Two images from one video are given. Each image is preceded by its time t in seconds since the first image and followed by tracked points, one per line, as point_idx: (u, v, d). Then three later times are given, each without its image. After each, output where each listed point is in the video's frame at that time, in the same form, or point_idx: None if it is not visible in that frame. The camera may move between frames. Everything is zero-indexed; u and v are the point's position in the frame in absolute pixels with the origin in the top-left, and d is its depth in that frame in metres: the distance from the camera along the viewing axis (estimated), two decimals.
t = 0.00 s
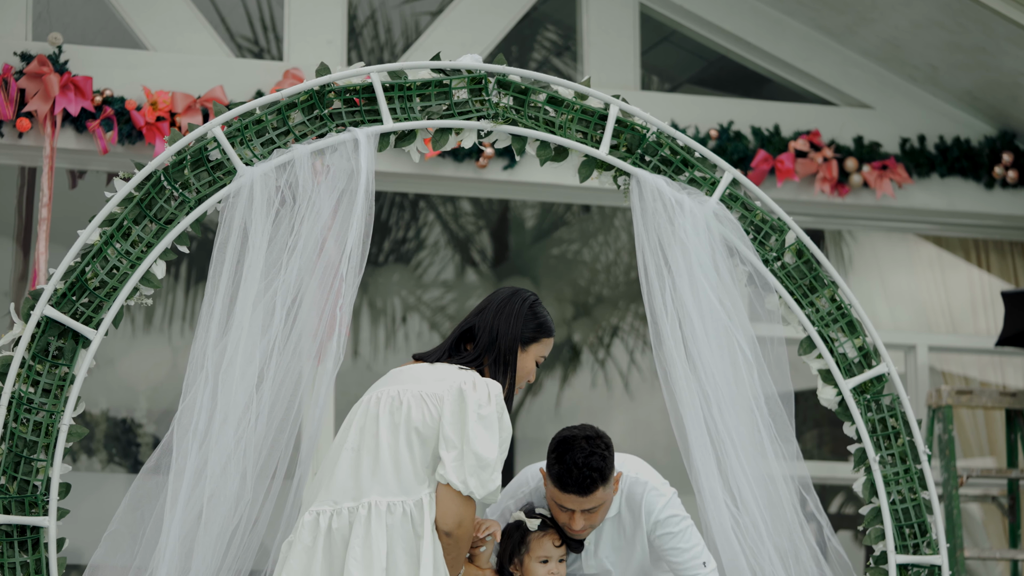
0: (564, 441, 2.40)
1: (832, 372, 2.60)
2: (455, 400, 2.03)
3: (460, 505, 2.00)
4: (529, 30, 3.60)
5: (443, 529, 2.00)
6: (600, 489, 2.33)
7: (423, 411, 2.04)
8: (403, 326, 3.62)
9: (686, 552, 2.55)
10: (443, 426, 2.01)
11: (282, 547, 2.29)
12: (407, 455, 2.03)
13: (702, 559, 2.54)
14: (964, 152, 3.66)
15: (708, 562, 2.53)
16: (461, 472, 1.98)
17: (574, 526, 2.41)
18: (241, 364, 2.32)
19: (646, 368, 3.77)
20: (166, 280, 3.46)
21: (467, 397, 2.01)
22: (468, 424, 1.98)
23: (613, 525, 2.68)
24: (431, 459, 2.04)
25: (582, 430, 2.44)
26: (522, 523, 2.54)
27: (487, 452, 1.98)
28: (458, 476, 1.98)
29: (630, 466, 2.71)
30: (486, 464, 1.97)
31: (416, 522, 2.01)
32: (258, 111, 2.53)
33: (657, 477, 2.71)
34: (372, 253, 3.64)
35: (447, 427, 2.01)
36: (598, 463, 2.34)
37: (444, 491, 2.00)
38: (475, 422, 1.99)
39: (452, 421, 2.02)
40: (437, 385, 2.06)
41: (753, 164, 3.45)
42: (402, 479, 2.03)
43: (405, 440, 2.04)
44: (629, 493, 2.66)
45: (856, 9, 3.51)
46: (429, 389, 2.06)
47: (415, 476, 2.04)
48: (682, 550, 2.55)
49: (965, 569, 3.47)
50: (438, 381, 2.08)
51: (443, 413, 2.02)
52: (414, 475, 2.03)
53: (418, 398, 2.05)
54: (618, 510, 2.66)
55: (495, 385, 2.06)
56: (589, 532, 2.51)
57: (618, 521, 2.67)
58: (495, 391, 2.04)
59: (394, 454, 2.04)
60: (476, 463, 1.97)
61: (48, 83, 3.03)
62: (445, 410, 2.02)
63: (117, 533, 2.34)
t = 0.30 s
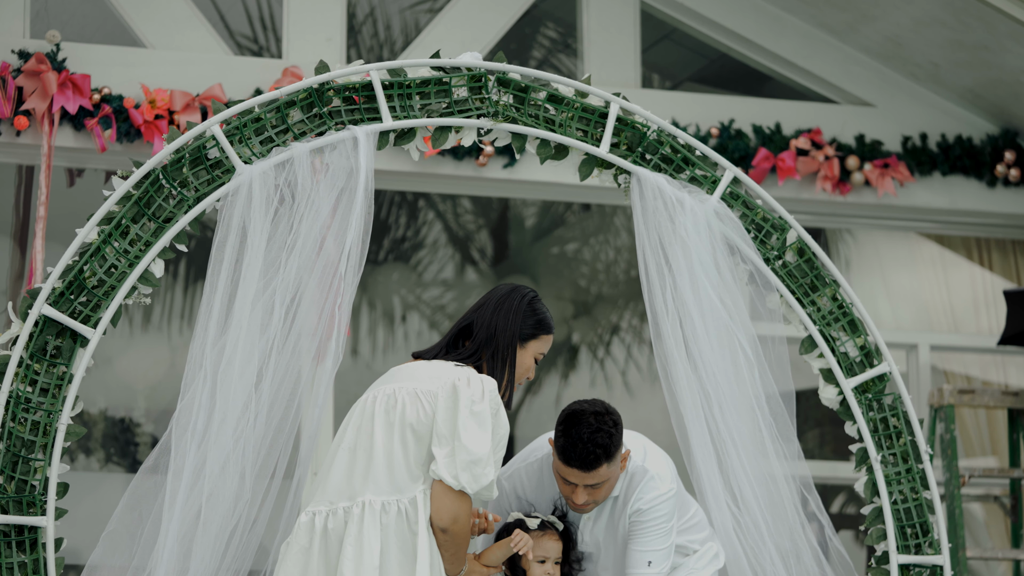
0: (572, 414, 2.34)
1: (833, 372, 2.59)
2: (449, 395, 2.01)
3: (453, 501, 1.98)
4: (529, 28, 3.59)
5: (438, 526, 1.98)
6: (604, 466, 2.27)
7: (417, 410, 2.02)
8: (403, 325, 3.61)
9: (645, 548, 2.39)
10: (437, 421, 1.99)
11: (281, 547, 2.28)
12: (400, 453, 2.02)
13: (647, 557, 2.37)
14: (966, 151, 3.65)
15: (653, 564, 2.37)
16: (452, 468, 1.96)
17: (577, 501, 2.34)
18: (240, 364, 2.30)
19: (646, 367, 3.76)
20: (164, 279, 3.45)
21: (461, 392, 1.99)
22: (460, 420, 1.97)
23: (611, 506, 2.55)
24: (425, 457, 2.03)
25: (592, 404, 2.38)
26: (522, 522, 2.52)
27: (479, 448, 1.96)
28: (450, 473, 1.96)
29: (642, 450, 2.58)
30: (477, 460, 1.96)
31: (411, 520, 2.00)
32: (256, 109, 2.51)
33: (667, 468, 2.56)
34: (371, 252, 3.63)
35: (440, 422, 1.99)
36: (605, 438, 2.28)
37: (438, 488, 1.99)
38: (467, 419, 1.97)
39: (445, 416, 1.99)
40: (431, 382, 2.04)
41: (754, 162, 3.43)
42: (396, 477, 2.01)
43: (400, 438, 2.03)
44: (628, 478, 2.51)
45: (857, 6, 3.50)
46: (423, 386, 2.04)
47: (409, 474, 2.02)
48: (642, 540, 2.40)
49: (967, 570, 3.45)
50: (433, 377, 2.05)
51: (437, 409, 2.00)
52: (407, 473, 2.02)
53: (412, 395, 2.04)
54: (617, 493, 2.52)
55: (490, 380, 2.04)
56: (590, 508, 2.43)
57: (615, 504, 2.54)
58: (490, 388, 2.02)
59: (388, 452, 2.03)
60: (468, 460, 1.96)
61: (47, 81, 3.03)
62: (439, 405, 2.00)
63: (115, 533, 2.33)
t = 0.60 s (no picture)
0: (558, 410, 2.27)
1: (836, 371, 2.57)
2: (449, 392, 1.99)
3: (454, 496, 1.96)
4: (528, 25, 3.57)
5: (439, 522, 1.97)
6: (584, 462, 2.20)
7: (417, 408, 2.01)
8: (402, 324, 3.60)
9: (624, 552, 2.24)
10: (436, 418, 1.97)
11: (279, 547, 2.27)
12: (400, 451, 2.01)
13: (625, 561, 2.23)
14: (969, 149, 3.63)
15: (630, 570, 2.22)
16: (450, 464, 1.95)
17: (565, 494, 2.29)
18: (238, 363, 2.29)
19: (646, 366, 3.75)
20: (162, 277, 3.44)
21: (460, 389, 1.97)
22: (459, 417, 1.95)
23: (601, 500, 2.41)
24: (425, 454, 2.02)
25: (578, 400, 2.29)
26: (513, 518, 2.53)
27: (477, 444, 1.94)
28: (450, 470, 1.94)
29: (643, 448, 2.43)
30: (475, 456, 1.94)
31: (412, 517, 1.99)
32: (255, 107, 2.50)
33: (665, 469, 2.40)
34: (370, 250, 3.61)
35: (439, 419, 1.97)
36: (586, 435, 2.20)
37: (439, 484, 1.97)
38: (466, 416, 1.95)
39: (445, 413, 1.97)
40: (431, 379, 2.02)
41: (755, 160, 3.42)
42: (395, 475, 2.00)
43: (400, 436, 2.01)
44: (618, 476, 2.36)
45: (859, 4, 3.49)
46: (423, 383, 2.02)
47: (408, 472, 2.01)
48: (621, 545, 2.26)
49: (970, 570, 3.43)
50: (433, 375, 2.03)
51: (436, 406, 1.98)
52: (405, 471, 2.01)
53: (411, 393, 2.02)
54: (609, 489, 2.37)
55: (490, 378, 2.01)
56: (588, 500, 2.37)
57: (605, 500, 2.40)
58: (490, 385, 2.00)
59: (388, 450, 2.01)
60: (466, 456, 1.94)
61: (44, 78, 3.00)
62: (438, 402, 1.98)
63: (112, 533, 2.32)
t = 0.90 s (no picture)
0: (578, 365, 2.33)
1: (837, 370, 2.56)
2: (449, 385, 1.98)
3: (454, 486, 1.94)
4: (528, 21, 3.56)
5: (438, 513, 1.95)
6: (555, 414, 2.25)
7: (416, 404, 1.99)
8: (402, 322, 3.58)
9: (633, 549, 2.20)
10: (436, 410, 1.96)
11: (279, 547, 2.26)
12: (400, 446, 1.99)
13: (636, 560, 2.19)
14: (971, 146, 3.61)
15: (642, 568, 2.18)
16: (448, 454, 1.92)
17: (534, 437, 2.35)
18: (236, 362, 2.27)
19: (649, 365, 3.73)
20: (160, 276, 3.42)
21: (460, 381, 1.97)
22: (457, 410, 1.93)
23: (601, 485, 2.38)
24: (423, 448, 2.00)
25: (597, 369, 2.32)
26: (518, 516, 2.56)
27: (476, 433, 1.93)
28: (447, 461, 1.92)
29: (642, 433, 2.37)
30: (474, 445, 1.92)
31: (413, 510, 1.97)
32: (254, 104, 2.48)
33: (672, 459, 2.34)
34: (369, 248, 3.60)
35: (439, 411, 1.96)
36: (571, 392, 2.24)
37: (439, 475, 1.95)
38: (465, 407, 1.94)
39: (445, 405, 1.96)
40: (430, 374, 2.00)
41: (757, 158, 3.41)
42: (397, 470, 1.99)
43: (400, 431, 2.00)
44: (617, 462, 2.32)
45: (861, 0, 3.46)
46: (422, 378, 2.01)
47: (406, 468, 2.00)
48: (631, 542, 2.21)
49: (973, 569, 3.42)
50: (431, 370, 2.01)
51: (436, 400, 1.97)
52: (404, 467, 1.99)
53: (410, 387, 2.00)
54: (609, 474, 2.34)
55: (489, 371, 2.00)
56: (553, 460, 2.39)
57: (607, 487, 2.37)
58: (489, 379, 1.99)
59: (387, 446, 1.99)
60: (466, 447, 1.92)
61: (41, 75, 2.98)
62: (438, 395, 1.97)
63: (110, 533, 2.30)
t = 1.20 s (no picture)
0: (566, 333, 2.24)
1: (840, 369, 2.54)
2: (442, 375, 1.96)
3: (449, 474, 1.92)
4: (529, 18, 3.54)
5: (433, 501, 1.92)
6: (539, 380, 2.16)
7: (411, 398, 1.98)
8: (401, 321, 3.56)
9: (634, 526, 2.09)
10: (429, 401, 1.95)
11: (277, 547, 2.24)
12: (395, 440, 1.98)
13: (639, 538, 2.08)
14: (975, 143, 3.59)
15: (644, 546, 2.07)
16: (439, 442, 1.91)
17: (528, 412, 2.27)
18: (234, 361, 2.25)
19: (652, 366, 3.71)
20: (158, 274, 3.40)
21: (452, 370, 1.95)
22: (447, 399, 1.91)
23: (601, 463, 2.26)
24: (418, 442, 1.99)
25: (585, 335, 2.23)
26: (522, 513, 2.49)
27: (466, 422, 1.91)
28: (438, 450, 1.90)
29: (639, 405, 2.25)
30: (467, 433, 1.90)
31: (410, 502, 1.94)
32: (252, 101, 2.46)
33: (674, 434, 2.20)
34: (368, 247, 3.58)
35: (434, 402, 1.94)
36: (555, 358, 2.16)
37: (434, 465, 1.92)
38: (455, 396, 1.92)
39: (438, 395, 1.95)
40: (423, 367, 1.99)
41: (759, 155, 3.39)
42: (393, 464, 1.97)
43: (396, 425, 1.99)
44: (613, 435, 2.20)
45: None
46: (415, 371, 1.99)
47: (402, 464, 1.98)
48: (632, 519, 2.10)
49: (977, 570, 3.40)
50: (424, 364, 2.00)
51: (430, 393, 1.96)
52: (399, 463, 1.98)
53: (403, 382, 1.99)
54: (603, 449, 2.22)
55: (482, 360, 1.98)
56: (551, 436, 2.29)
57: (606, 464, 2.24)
58: (481, 367, 1.96)
59: (382, 441, 1.98)
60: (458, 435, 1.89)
61: (38, 72, 2.97)
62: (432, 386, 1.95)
63: (107, 533, 2.29)
